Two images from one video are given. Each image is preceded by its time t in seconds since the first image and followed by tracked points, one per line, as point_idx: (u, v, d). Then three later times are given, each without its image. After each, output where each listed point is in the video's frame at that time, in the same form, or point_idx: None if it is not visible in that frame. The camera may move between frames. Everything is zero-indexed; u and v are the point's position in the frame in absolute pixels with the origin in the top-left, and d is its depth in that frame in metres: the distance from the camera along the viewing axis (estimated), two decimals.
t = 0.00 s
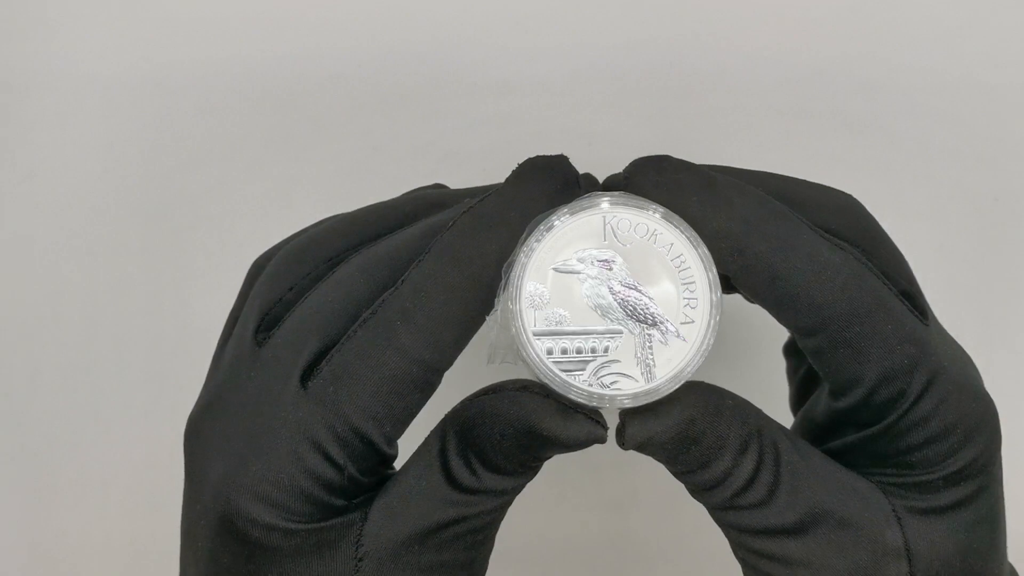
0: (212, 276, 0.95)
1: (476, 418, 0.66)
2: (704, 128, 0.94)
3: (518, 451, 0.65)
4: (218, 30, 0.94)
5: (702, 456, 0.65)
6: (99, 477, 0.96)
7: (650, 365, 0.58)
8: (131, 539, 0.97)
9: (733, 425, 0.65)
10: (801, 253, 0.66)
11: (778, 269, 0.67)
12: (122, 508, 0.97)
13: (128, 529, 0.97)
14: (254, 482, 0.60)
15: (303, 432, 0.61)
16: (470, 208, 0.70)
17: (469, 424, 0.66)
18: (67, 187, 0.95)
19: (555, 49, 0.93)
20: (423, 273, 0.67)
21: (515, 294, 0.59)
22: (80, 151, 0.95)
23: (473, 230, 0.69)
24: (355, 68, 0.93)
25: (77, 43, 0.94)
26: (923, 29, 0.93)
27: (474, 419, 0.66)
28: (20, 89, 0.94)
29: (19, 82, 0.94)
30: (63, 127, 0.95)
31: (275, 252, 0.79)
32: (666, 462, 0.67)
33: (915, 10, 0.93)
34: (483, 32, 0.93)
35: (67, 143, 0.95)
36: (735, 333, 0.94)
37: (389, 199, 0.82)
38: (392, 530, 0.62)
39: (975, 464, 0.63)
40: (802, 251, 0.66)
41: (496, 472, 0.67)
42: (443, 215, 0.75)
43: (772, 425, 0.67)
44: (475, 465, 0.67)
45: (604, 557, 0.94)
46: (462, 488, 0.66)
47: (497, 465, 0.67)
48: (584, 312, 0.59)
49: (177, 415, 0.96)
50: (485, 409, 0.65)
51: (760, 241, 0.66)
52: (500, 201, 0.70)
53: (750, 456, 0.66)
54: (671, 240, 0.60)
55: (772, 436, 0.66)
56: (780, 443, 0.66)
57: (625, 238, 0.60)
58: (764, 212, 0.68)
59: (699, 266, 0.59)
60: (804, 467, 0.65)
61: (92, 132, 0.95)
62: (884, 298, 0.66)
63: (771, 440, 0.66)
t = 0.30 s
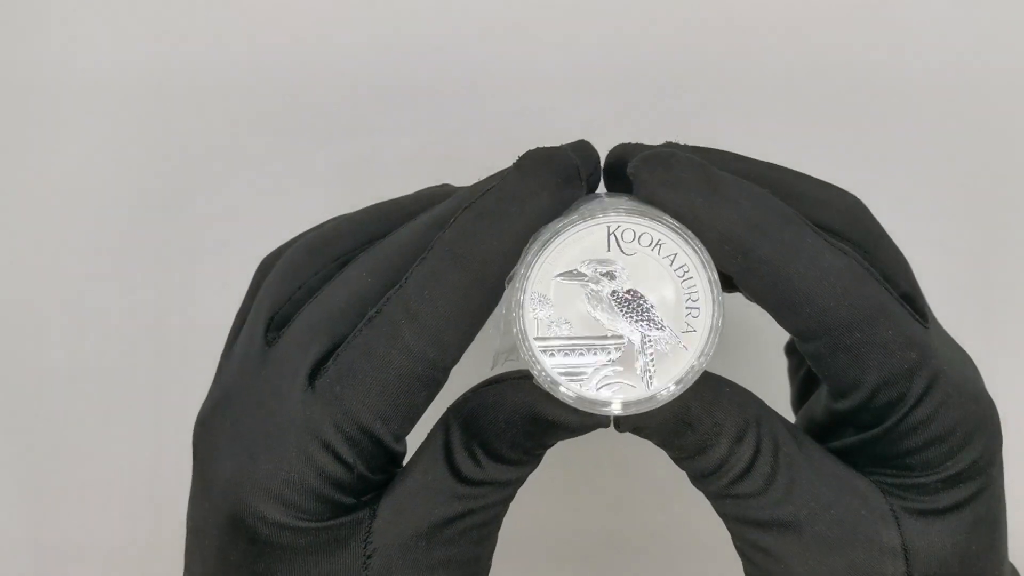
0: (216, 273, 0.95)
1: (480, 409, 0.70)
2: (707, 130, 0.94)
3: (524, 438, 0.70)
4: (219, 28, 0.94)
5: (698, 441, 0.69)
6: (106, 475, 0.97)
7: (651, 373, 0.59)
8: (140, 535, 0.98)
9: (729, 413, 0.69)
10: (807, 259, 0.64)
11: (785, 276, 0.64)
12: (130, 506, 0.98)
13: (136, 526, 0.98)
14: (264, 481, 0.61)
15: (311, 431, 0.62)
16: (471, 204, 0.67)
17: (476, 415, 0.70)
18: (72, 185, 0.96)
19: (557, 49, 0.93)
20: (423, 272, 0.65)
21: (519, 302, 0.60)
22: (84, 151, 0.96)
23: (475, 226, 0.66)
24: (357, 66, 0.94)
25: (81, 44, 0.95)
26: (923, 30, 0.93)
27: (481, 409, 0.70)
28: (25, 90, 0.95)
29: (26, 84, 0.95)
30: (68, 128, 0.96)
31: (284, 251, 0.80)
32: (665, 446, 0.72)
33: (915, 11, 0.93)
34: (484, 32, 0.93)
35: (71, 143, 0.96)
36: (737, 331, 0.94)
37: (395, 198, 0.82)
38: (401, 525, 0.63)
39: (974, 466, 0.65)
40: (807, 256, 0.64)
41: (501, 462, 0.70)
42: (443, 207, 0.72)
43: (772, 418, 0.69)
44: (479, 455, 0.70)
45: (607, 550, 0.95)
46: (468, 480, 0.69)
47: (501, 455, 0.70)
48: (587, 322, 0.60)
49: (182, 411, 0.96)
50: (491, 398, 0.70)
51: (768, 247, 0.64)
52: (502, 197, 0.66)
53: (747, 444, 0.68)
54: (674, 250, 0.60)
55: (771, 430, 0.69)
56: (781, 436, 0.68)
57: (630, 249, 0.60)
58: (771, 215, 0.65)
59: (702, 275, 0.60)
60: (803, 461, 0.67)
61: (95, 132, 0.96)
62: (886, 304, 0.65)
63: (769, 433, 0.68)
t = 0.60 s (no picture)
0: (219, 272, 0.95)
1: (483, 406, 0.71)
2: (708, 132, 0.95)
3: (528, 433, 0.71)
4: (221, 29, 0.94)
5: (698, 435, 0.71)
6: (110, 476, 0.98)
7: (651, 376, 0.60)
8: (145, 535, 0.99)
9: (729, 407, 0.70)
10: (809, 260, 0.65)
11: (785, 277, 0.65)
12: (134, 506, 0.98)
13: (141, 526, 0.99)
14: (269, 479, 0.61)
15: (316, 429, 0.62)
16: (475, 201, 0.67)
17: (480, 412, 0.71)
18: (74, 187, 0.96)
19: (558, 49, 0.93)
20: (428, 271, 0.65)
21: (522, 308, 0.60)
22: (86, 152, 0.96)
23: (477, 223, 0.66)
24: (359, 67, 0.94)
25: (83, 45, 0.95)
26: (924, 32, 0.93)
27: (485, 406, 0.71)
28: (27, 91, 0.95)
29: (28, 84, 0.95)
30: (70, 128, 0.96)
31: (291, 250, 0.80)
32: (666, 440, 0.73)
33: (916, 13, 0.93)
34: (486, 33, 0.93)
35: (74, 144, 0.96)
36: (739, 330, 0.95)
37: (399, 198, 0.82)
38: (404, 524, 0.64)
39: (974, 468, 0.65)
40: (808, 258, 0.65)
41: (505, 460, 0.71)
42: (446, 205, 0.73)
43: (771, 412, 0.71)
44: (482, 452, 0.70)
45: (609, 546, 0.96)
46: (471, 478, 0.69)
47: (504, 451, 0.71)
48: (589, 327, 0.60)
49: (186, 411, 0.97)
50: (494, 394, 0.71)
51: (769, 249, 0.64)
52: (506, 193, 0.66)
53: (747, 439, 0.70)
54: (676, 255, 0.61)
55: (770, 426, 0.70)
56: (780, 432, 0.69)
57: (633, 254, 0.60)
58: (773, 218, 0.65)
59: (703, 279, 0.60)
60: (803, 458, 0.68)
61: (97, 133, 0.96)
62: (888, 305, 0.66)
63: (769, 431, 0.70)
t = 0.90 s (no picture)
0: (217, 269, 0.96)
1: (482, 400, 0.71)
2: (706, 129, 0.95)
3: (527, 428, 0.71)
4: (216, 26, 0.94)
5: (695, 426, 0.71)
6: (112, 474, 0.98)
7: (650, 370, 0.61)
8: (149, 532, 1.00)
9: (726, 399, 0.70)
10: (805, 257, 0.65)
11: (782, 273, 0.65)
12: (136, 504, 0.99)
13: (144, 523, 0.99)
14: (272, 475, 0.62)
15: (318, 424, 0.63)
16: (473, 196, 0.67)
17: (479, 407, 0.71)
18: (72, 185, 0.96)
19: (554, 47, 0.93)
20: (426, 266, 0.66)
21: (520, 304, 0.61)
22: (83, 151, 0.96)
23: (476, 219, 0.66)
24: (355, 64, 0.94)
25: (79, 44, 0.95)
26: (917, 29, 0.94)
27: (483, 401, 0.71)
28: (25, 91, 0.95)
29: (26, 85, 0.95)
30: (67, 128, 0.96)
31: (292, 248, 0.81)
32: (663, 431, 0.73)
33: (908, 11, 0.94)
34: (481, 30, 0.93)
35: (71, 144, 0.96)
36: (736, 325, 0.95)
37: (400, 194, 0.82)
38: (405, 519, 0.65)
39: (968, 463, 0.66)
40: (805, 255, 0.65)
41: (504, 454, 0.72)
42: (444, 200, 0.73)
43: (767, 406, 0.71)
44: (481, 446, 0.71)
45: (609, 539, 0.97)
46: (471, 472, 0.70)
47: (503, 445, 0.72)
48: (588, 322, 0.61)
49: (186, 406, 0.97)
50: (492, 388, 0.71)
51: (765, 246, 0.64)
52: (504, 188, 0.66)
53: (744, 432, 0.70)
54: (675, 251, 0.60)
55: (766, 420, 0.70)
56: (776, 426, 0.70)
57: (632, 251, 0.60)
58: (770, 214, 0.65)
59: (701, 275, 0.60)
60: (799, 452, 0.68)
61: (94, 132, 0.96)
62: (884, 301, 0.66)
63: (766, 424, 0.70)
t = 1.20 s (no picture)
0: (214, 265, 0.96)
1: (478, 396, 0.71)
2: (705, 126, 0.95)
3: (523, 422, 0.71)
4: (212, 23, 0.94)
5: (689, 420, 0.71)
6: (109, 471, 0.98)
7: (644, 368, 0.61)
8: (146, 528, 1.00)
9: (719, 394, 0.70)
10: (800, 257, 0.65)
11: (777, 273, 0.65)
12: (134, 500, 0.99)
13: (142, 519, 0.99)
14: (269, 473, 0.62)
15: (315, 422, 0.63)
16: (467, 193, 0.68)
17: (475, 403, 0.71)
18: (68, 182, 0.96)
19: (551, 43, 0.93)
20: (422, 264, 0.66)
21: (515, 305, 0.61)
22: (80, 148, 0.96)
23: (471, 216, 0.66)
24: (351, 59, 0.93)
25: (77, 41, 0.95)
26: (914, 25, 0.94)
27: (479, 397, 0.71)
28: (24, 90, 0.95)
29: (25, 81, 0.96)
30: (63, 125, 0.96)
31: (290, 246, 0.81)
32: (658, 425, 0.74)
33: (905, 9, 0.94)
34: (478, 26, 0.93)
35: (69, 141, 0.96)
36: (732, 321, 0.96)
37: (397, 192, 0.82)
38: (403, 517, 0.65)
39: (963, 462, 0.66)
40: (800, 254, 0.65)
41: (500, 449, 0.72)
42: (440, 197, 0.73)
43: (763, 403, 0.71)
44: (478, 441, 0.71)
45: (605, 535, 0.98)
46: (467, 468, 0.70)
47: (500, 440, 0.72)
48: (582, 321, 0.61)
49: (182, 403, 0.97)
50: (488, 383, 0.71)
51: (760, 245, 0.65)
52: (498, 185, 0.66)
53: (738, 426, 0.70)
54: (669, 253, 0.60)
55: (761, 415, 0.70)
56: (771, 422, 0.70)
57: (625, 253, 0.60)
58: (765, 214, 0.66)
59: (695, 276, 0.60)
60: (793, 448, 0.69)
61: (91, 128, 0.96)
62: (878, 301, 0.66)
63: (761, 420, 0.70)
